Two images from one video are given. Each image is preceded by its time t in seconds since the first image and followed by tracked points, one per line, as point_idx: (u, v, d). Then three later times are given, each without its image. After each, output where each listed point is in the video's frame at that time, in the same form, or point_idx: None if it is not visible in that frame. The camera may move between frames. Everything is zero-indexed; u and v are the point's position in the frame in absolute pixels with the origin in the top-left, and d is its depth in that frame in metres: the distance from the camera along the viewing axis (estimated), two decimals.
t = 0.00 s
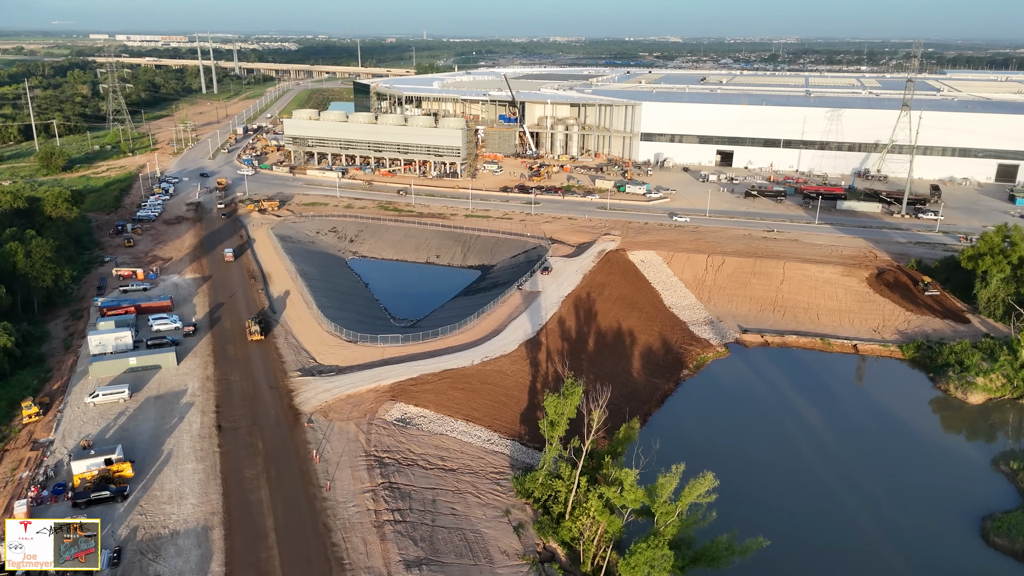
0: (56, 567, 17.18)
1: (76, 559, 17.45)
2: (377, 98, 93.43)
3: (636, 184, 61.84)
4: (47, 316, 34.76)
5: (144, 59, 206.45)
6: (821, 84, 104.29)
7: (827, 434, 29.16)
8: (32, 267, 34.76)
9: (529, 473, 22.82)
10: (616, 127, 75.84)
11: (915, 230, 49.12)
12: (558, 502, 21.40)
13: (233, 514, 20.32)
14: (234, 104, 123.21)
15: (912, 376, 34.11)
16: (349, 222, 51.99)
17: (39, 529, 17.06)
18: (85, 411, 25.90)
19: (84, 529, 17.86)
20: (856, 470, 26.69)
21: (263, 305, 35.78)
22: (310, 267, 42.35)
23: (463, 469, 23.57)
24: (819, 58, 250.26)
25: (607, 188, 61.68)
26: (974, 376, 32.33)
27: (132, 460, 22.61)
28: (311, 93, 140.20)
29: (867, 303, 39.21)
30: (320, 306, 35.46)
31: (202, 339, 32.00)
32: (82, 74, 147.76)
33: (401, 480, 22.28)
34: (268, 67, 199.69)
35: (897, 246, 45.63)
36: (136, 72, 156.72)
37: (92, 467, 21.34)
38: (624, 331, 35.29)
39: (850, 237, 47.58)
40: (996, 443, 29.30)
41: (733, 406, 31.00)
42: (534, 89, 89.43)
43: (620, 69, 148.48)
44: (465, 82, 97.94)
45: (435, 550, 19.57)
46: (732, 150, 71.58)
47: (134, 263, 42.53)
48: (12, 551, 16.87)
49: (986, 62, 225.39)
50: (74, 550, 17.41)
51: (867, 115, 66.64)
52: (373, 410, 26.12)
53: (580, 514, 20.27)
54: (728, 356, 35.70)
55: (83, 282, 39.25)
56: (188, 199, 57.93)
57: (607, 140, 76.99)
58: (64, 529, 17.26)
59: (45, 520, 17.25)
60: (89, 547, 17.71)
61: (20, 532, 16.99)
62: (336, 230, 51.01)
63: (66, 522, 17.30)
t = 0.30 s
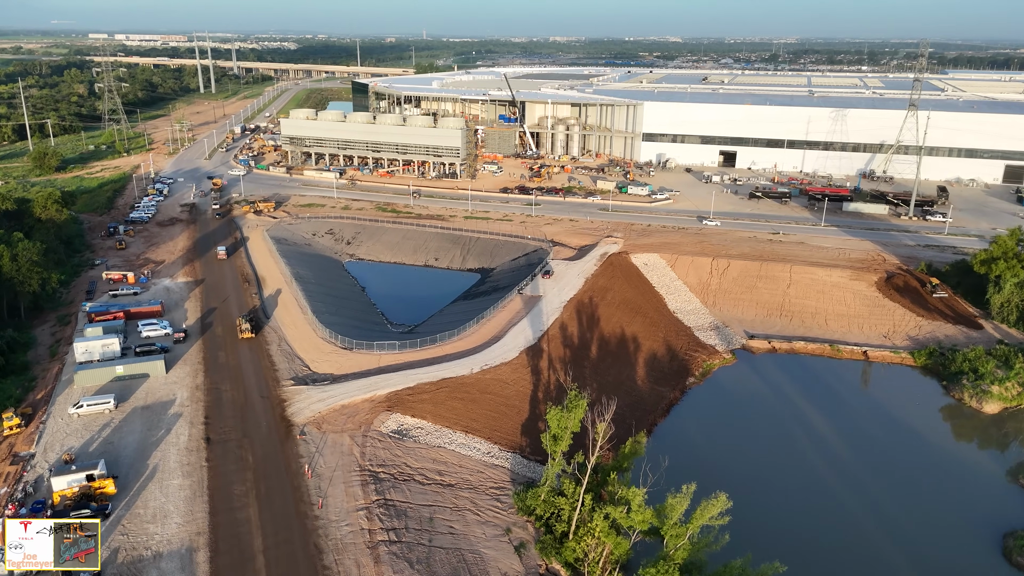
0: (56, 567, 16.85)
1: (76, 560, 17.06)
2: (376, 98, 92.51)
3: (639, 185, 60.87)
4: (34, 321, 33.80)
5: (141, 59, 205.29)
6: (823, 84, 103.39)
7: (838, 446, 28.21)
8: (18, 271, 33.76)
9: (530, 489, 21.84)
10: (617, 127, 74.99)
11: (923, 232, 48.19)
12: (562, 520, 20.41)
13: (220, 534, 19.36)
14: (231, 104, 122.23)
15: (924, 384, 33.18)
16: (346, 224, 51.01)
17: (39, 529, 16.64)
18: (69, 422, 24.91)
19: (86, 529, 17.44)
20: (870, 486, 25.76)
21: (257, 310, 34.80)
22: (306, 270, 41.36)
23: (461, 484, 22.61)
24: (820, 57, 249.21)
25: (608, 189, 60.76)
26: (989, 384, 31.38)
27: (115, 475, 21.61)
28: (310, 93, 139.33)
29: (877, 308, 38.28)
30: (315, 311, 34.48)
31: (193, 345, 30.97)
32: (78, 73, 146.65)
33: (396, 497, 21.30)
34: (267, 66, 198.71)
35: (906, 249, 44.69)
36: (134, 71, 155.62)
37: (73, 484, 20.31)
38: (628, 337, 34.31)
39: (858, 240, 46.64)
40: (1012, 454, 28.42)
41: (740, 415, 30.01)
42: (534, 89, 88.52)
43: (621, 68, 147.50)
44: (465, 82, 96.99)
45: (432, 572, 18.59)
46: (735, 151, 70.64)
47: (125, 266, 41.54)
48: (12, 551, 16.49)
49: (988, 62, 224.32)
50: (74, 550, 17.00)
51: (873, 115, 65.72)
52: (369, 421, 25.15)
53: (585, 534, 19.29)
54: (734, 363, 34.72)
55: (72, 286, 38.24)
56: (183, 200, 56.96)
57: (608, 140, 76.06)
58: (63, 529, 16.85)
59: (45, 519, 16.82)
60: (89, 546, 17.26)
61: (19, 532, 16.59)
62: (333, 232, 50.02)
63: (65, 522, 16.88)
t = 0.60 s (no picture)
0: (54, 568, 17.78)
1: (76, 559, 18.02)
2: (376, 97, 91.60)
3: (641, 186, 59.91)
4: (20, 327, 32.83)
5: (139, 58, 204.07)
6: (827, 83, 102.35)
7: (851, 457, 27.18)
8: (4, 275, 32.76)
9: (533, 506, 20.86)
10: (619, 127, 74.14)
11: (932, 234, 47.19)
12: (565, 540, 19.43)
13: (205, 556, 18.49)
14: (229, 103, 121.22)
15: (936, 393, 32.21)
16: (343, 225, 49.99)
17: (38, 529, 17.68)
18: (51, 434, 23.94)
19: (86, 530, 18.54)
20: (885, 500, 24.72)
21: (250, 316, 33.77)
22: (301, 273, 40.35)
23: (460, 500, 21.63)
24: (821, 57, 247.98)
25: (610, 190, 59.81)
26: (1005, 393, 30.27)
27: (96, 491, 20.64)
28: (309, 92, 138.32)
29: (887, 313, 37.30)
30: (310, 317, 33.47)
31: (183, 353, 29.96)
32: (75, 72, 145.52)
33: (392, 515, 20.32)
34: (266, 66, 197.66)
35: (915, 252, 43.70)
36: (131, 70, 154.65)
37: (53, 502, 19.47)
38: (632, 343, 33.29)
39: (865, 242, 45.66)
40: None
41: (749, 425, 29.01)
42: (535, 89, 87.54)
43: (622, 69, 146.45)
44: (465, 81, 96.01)
45: None
46: (739, 151, 69.65)
47: (116, 269, 40.54)
48: (11, 551, 17.42)
49: (989, 62, 222.70)
50: (73, 550, 18.02)
51: (878, 115, 64.70)
52: (364, 433, 24.14)
53: (591, 557, 18.31)
54: (741, 370, 33.71)
55: (61, 289, 37.26)
56: (177, 201, 55.99)
57: (610, 140, 75.13)
58: (63, 529, 17.99)
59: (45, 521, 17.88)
60: (88, 547, 18.25)
61: (19, 532, 17.57)
62: (330, 234, 49.00)
63: (65, 523, 18.02)
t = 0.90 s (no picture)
0: (56, 568, 17.93)
1: (76, 560, 18.17)
2: (374, 97, 90.59)
3: (643, 187, 58.94)
4: (6, 332, 31.90)
5: (136, 57, 202.55)
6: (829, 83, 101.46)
7: (865, 471, 26.07)
8: None
9: (534, 525, 19.87)
10: (620, 127, 73.20)
11: (941, 237, 46.25)
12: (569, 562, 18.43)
13: None
14: (227, 103, 120.17)
15: (949, 401, 31.24)
16: (340, 227, 49.01)
17: (39, 529, 18.05)
18: (32, 446, 22.96)
19: (86, 530, 18.82)
20: (900, 514, 23.71)
21: (242, 321, 32.75)
22: (296, 277, 39.36)
23: (458, 518, 20.67)
24: (822, 57, 246.93)
25: (612, 191, 58.89)
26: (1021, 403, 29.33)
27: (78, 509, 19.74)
28: (307, 92, 137.24)
29: (897, 319, 36.35)
30: (304, 323, 32.46)
31: (172, 361, 28.95)
32: (71, 71, 144.39)
33: (386, 536, 19.34)
34: (265, 66, 196.81)
35: (924, 255, 42.77)
36: (128, 69, 153.53)
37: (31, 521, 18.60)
38: (636, 349, 32.29)
39: (873, 245, 44.73)
40: None
41: (757, 437, 27.94)
42: (535, 88, 86.51)
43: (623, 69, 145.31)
44: (464, 81, 94.91)
45: None
46: (742, 152, 68.70)
47: (107, 272, 39.56)
48: (12, 551, 17.67)
49: (989, 62, 221.50)
50: (74, 550, 18.23)
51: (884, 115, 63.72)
52: (358, 446, 23.18)
53: None
54: (748, 378, 32.76)
55: (48, 294, 36.29)
56: (171, 202, 55.04)
57: (611, 140, 74.23)
58: (63, 529, 18.31)
59: (45, 521, 18.26)
60: (89, 547, 18.43)
61: (19, 532, 17.94)
62: (326, 236, 48.01)
63: (65, 522, 18.38)
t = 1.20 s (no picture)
0: (56, 567, 17.58)
1: (76, 559, 17.77)
2: (372, 96, 89.58)
3: (645, 188, 57.93)
4: None
5: (133, 55, 201.09)
6: (832, 83, 100.50)
7: (879, 484, 24.95)
8: None
9: (537, 544, 18.88)
10: (621, 127, 72.21)
11: (950, 240, 45.31)
12: None
13: None
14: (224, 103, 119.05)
15: (964, 410, 30.24)
16: (336, 229, 48.02)
17: (39, 529, 17.32)
18: (10, 461, 21.92)
19: (85, 530, 18.24)
20: (915, 527, 22.69)
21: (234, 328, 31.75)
22: (291, 280, 38.36)
23: (456, 537, 19.68)
24: (822, 57, 245.81)
25: (613, 193, 57.91)
26: None
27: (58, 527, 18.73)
28: (306, 92, 136.14)
29: (907, 324, 35.41)
30: (298, 329, 31.47)
31: (160, 369, 27.94)
32: (67, 71, 143.19)
33: (380, 559, 18.35)
34: (263, 66, 195.69)
35: (933, 258, 41.85)
36: (125, 69, 152.31)
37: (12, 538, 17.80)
38: (640, 356, 31.30)
39: (880, 248, 43.80)
40: None
41: (766, 448, 26.89)
42: (535, 87, 85.46)
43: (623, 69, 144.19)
44: (463, 80, 93.89)
45: None
46: (745, 152, 67.73)
47: (96, 276, 38.53)
48: (12, 551, 16.94)
49: (991, 62, 220.28)
50: (74, 550, 17.75)
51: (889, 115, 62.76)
52: (352, 461, 22.19)
53: None
54: (756, 386, 31.74)
55: (36, 298, 35.31)
56: (165, 203, 54.06)
57: (612, 140, 73.26)
58: (63, 529, 17.73)
59: (45, 520, 17.54)
60: (89, 547, 17.96)
61: (19, 532, 17.13)
62: (322, 238, 47.02)
63: (65, 522, 17.75)
